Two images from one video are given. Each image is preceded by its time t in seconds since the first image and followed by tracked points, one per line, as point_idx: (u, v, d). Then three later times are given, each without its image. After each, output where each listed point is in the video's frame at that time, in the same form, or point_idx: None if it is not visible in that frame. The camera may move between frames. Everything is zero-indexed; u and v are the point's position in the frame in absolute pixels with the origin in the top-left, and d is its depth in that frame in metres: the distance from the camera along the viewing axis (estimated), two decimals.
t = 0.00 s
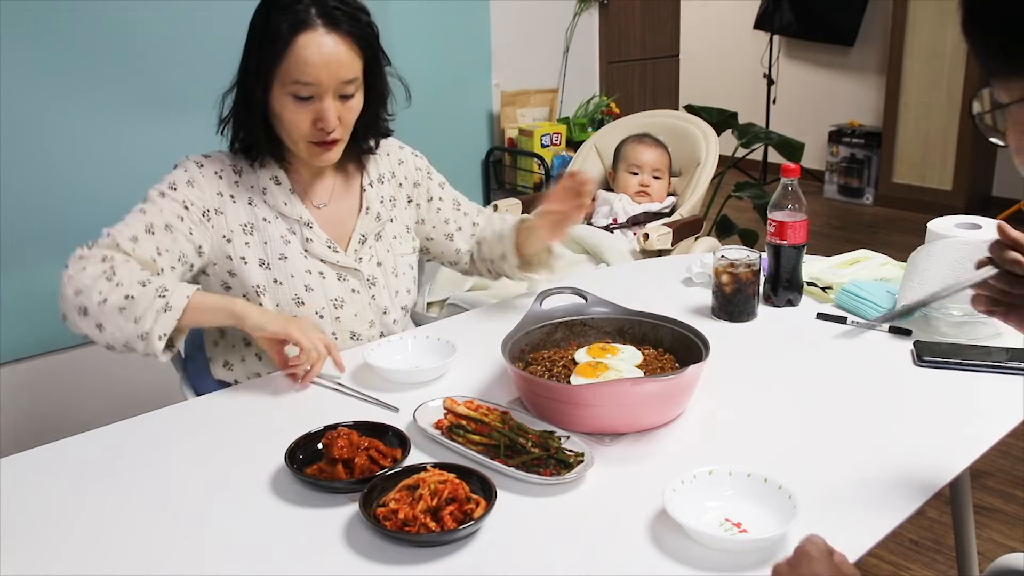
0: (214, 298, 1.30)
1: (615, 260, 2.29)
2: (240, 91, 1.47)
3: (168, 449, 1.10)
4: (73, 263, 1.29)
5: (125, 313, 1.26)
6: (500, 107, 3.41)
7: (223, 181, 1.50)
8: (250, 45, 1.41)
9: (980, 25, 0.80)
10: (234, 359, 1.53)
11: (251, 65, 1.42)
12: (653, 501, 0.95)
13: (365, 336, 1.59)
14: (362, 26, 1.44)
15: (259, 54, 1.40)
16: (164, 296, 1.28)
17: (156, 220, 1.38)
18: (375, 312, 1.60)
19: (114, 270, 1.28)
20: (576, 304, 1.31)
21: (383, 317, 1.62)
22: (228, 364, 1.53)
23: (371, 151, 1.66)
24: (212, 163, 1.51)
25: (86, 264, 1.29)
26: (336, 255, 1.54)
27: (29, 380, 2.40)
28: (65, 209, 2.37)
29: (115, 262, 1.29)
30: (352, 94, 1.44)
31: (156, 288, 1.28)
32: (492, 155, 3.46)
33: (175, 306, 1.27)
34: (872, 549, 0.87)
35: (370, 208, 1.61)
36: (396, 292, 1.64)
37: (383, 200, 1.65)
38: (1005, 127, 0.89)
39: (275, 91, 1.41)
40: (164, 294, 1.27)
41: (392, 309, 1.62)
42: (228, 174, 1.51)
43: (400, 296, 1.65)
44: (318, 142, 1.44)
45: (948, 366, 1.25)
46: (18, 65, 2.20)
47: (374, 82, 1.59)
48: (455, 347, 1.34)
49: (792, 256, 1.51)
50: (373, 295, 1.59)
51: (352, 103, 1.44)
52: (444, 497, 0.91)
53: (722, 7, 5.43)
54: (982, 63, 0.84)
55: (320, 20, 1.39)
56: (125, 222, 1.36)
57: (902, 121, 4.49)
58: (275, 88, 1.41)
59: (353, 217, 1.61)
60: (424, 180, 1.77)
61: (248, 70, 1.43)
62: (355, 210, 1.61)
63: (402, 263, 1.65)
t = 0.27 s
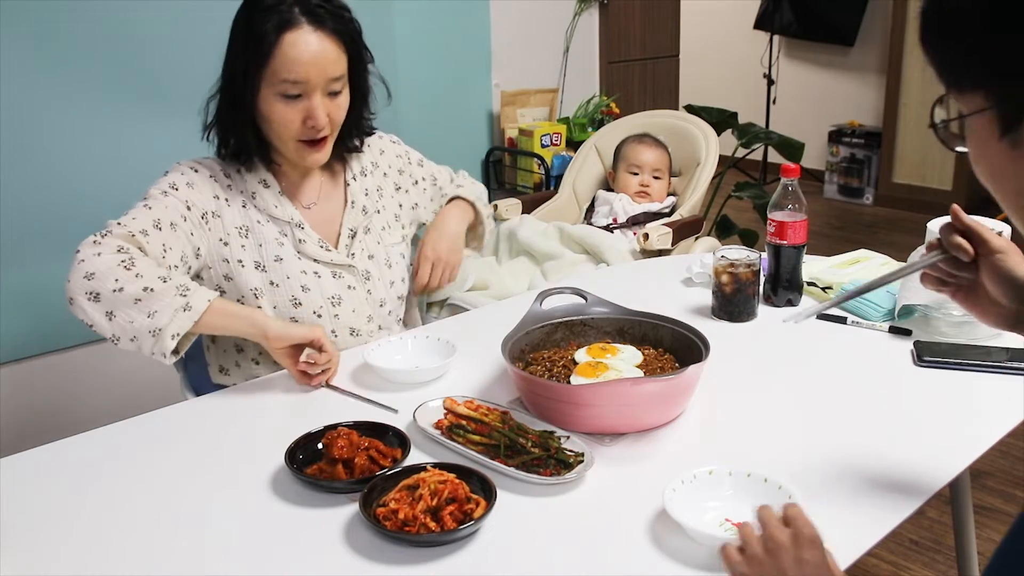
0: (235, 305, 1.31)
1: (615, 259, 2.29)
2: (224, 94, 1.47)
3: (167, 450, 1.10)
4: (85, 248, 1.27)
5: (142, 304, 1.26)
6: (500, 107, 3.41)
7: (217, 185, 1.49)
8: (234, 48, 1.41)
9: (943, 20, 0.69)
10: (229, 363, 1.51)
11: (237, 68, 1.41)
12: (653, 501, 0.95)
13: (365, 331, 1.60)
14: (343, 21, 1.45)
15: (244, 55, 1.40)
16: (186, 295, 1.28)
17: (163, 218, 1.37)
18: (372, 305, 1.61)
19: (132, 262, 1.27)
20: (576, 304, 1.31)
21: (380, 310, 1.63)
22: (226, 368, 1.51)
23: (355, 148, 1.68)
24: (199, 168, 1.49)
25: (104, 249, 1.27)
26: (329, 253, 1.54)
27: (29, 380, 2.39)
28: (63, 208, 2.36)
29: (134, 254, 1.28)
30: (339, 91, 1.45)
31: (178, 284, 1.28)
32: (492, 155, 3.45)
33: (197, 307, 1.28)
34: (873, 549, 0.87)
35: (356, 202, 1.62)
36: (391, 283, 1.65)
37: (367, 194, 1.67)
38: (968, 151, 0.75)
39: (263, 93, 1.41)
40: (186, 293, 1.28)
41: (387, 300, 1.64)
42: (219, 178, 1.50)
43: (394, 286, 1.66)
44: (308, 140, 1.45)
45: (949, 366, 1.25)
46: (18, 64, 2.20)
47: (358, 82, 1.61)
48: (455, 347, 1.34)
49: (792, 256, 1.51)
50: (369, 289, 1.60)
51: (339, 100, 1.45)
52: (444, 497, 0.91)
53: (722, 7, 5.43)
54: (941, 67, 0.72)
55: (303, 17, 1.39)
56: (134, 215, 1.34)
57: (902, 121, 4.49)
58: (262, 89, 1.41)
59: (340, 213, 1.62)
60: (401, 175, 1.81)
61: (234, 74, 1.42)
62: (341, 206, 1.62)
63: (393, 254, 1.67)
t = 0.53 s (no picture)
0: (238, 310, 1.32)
1: (615, 259, 2.29)
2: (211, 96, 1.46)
3: (166, 451, 1.10)
4: (84, 259, 1.29)
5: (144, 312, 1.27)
6: (500, 107, 3.41)
7: (211, 190, 1.49)
8: (222, 49, 1.40)
9: (883, 43, 0.67)
10: (230, 367, 1.51)
11: (227, 69, 1.41)
12: (654, 501, 0.95)
13: (366, 330, 1.60)
14: (328, 14, 1.47)
15: (234, 55, 1.40)
16: (188, 302, 1.30)
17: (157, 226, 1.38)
18: (373, 304, 1.61)
19: (131, 271, 1.28)
20: (576, 304, 1.31)
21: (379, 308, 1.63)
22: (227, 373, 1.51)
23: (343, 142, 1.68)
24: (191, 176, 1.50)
25: (104, 259, 1.29)
26: (328, 252, 1.54)
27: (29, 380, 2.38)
28: (64, 208, 2.36)
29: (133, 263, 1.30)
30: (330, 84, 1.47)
31: (179, 291, 1.30)
32: (492, 155, 3.45)
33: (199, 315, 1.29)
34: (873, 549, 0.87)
35: (350, 201, 1.62)
36: (389, 281, 1.66)
37: (362, 192, 1.66)
38: (919, 170, 0.74)
39: (256, 92, 1.42)
40: (187, 300, 1.29)
41: (387, 297, 1.65)
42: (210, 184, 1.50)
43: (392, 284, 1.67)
44: (306, 136, 1.46)
45: (949, 366, 1.25)
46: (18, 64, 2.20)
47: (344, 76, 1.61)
48: (455, 347, 1.34)
49: (792, 256, 1.52)
50: (369, 288, 1.61)
51: (330, 93, 1.47)
52: (444, 497, 0.91)
53: (723, 7, 5.43)
54: (887, 89, 0.70)
55: (290, 14, 1.40)
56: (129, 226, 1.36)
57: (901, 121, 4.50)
58: (254, 88, 1.42)
59: (335, 212, 1.61)
60: (398, 178, 1.80)
61: (224, 75, 1.42)
62: (336, 205, 1.62)
63: (390, 252, 1.67)
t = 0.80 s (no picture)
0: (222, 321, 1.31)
1: (615, 259, 2.28)
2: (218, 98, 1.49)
3: (166, 452, 1.09)
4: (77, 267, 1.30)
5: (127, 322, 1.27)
6: (500, 107, 3.41)
7: (217, 190, 1.51)
8: (225, 48, 1.43)
9: (838, 45, 0.70)
10: (234, 366, 1.52)
11: (230, 67, 1.44)
12: (654, 502, 0.95)
13: (370, 334, 1.59)
14: (329, 9, 1.47)
15: (235, 55, 1.42)
16: (170, 312, 1.28)
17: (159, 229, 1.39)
18: (378, 309, 1.61)
19: (119, 280, 1.29)
20: (576, 304, 1.31)
21: (384, 314, 1.63)
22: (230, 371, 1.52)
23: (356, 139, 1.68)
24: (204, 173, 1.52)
25: (92, 269, 1.30)
26: (334, 254, 1.54)
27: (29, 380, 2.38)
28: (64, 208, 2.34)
29: (121, 271, 1.30)
30: (334, 79, 1.46)
31: (162, 300, 1.28)
32: (492, 155, 3.45)
33: (181, 326, 1.28)
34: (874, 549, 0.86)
35: (366, 207, 1.62)
36: (398, 289, 1.65)
37: (378, 197, 1.66)
38: (876, 166, 0.76)
39: (260, 90, 1.43)
40: (171, 310, 1.28)
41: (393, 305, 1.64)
42: (221, 182, 1.52)
43: (400, 292, 1.66)
44: (312, 132, 1.45)
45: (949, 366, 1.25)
46: (20, 63, 2.18)
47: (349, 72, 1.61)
48: (455, 347, 1.34)
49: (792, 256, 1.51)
50: (375, 293, 1.60)
51: (336, 88, 1.46)
52: (444, 497, 0.91)
53: (722, 7, 5.43)
54: (843, 88, 0.72)
55: (290, 11, 1.41)
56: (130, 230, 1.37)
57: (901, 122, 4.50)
58: (258, 86, 1.43)
59: (350, 217, 1.61)
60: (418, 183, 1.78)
61: (228, 73, 1.44)
62: (350, 210, 1.62)
63: (400, 260, 1.67)
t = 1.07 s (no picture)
0: (203, 319, 1.35)
1: (615, 259, 2.28)
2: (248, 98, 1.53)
3: (167, 452, 1.09)
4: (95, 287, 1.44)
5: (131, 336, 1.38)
6: (500, 107, 3.41)
7: (233, 187, 1.54)
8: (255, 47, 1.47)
9: (818, 38, 0.71)
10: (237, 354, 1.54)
11: (259, 65, 1.48)
12: (653, 503, 0.95)
13: (366, 341, 1.60)
14: (357, 10, 1.50)
15: (263, 54, 1.46)
16: (157, 323, 1.36)
17: (167, 239, 1.47)
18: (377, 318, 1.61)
19: (115, 300, 1.39)
20: (577, 305, 1.31)
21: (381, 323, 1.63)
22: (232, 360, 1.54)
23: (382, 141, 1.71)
24: (224, 169, 1.56)
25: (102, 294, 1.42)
26: (341, 257, 1.56)
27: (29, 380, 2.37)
28: (64, 208, 2.34)
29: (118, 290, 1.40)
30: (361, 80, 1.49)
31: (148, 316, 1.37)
32: (492, 155, 3.45)
33: (168, 334, 1.35)
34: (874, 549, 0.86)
35: (382, 216, 1.63)
36: (401, 303, 1.65)
37: (396, 209, 1.67)
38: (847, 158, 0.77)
39: (287, 89, 1.46)
40: (157, 322, 1.36)
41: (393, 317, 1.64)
42: (239, 178, 1.56)
43: (404, 306, 1.66)
44: (336, 131, 1.47)
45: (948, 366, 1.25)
46: (20, 63, 2.18)
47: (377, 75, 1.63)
48: (455, 347, 1.35)
49: (792, 256, 1.51)
50: (376, 301, 1.61)
51: (363, 90, 1.49)
52: (444, 496, 0.91)
53: (722, 7, 5.43)
54: (820, 81, 0.73)
55: (319, 11, 1.44)
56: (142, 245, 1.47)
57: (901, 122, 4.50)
58: (286, 85, 1.46)
59: (367, 223, 1.63)
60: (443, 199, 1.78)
61: (257, 71, 1.48)
62: (367, 217, 1.64)
63: (410, 273, 1.67)
